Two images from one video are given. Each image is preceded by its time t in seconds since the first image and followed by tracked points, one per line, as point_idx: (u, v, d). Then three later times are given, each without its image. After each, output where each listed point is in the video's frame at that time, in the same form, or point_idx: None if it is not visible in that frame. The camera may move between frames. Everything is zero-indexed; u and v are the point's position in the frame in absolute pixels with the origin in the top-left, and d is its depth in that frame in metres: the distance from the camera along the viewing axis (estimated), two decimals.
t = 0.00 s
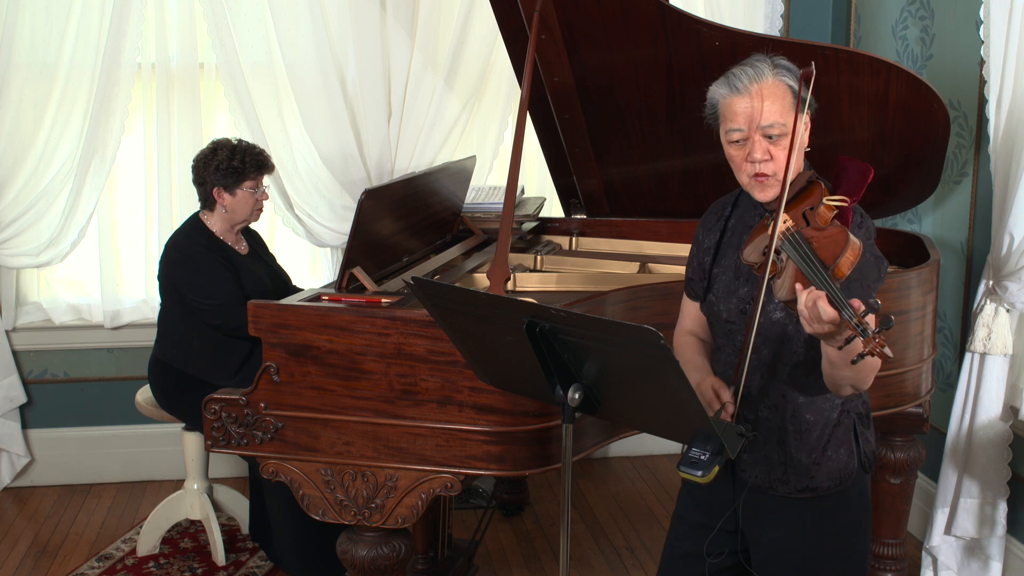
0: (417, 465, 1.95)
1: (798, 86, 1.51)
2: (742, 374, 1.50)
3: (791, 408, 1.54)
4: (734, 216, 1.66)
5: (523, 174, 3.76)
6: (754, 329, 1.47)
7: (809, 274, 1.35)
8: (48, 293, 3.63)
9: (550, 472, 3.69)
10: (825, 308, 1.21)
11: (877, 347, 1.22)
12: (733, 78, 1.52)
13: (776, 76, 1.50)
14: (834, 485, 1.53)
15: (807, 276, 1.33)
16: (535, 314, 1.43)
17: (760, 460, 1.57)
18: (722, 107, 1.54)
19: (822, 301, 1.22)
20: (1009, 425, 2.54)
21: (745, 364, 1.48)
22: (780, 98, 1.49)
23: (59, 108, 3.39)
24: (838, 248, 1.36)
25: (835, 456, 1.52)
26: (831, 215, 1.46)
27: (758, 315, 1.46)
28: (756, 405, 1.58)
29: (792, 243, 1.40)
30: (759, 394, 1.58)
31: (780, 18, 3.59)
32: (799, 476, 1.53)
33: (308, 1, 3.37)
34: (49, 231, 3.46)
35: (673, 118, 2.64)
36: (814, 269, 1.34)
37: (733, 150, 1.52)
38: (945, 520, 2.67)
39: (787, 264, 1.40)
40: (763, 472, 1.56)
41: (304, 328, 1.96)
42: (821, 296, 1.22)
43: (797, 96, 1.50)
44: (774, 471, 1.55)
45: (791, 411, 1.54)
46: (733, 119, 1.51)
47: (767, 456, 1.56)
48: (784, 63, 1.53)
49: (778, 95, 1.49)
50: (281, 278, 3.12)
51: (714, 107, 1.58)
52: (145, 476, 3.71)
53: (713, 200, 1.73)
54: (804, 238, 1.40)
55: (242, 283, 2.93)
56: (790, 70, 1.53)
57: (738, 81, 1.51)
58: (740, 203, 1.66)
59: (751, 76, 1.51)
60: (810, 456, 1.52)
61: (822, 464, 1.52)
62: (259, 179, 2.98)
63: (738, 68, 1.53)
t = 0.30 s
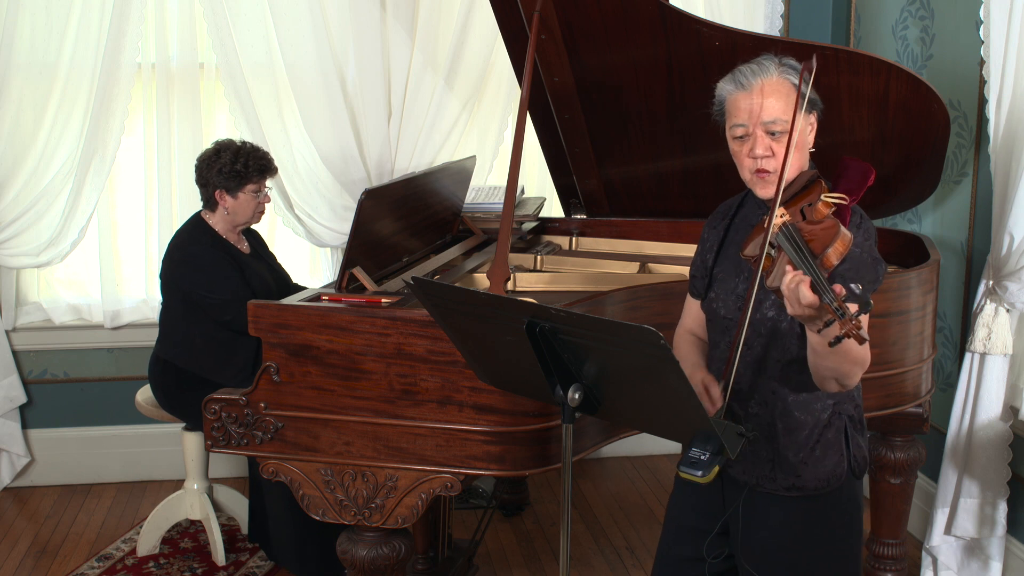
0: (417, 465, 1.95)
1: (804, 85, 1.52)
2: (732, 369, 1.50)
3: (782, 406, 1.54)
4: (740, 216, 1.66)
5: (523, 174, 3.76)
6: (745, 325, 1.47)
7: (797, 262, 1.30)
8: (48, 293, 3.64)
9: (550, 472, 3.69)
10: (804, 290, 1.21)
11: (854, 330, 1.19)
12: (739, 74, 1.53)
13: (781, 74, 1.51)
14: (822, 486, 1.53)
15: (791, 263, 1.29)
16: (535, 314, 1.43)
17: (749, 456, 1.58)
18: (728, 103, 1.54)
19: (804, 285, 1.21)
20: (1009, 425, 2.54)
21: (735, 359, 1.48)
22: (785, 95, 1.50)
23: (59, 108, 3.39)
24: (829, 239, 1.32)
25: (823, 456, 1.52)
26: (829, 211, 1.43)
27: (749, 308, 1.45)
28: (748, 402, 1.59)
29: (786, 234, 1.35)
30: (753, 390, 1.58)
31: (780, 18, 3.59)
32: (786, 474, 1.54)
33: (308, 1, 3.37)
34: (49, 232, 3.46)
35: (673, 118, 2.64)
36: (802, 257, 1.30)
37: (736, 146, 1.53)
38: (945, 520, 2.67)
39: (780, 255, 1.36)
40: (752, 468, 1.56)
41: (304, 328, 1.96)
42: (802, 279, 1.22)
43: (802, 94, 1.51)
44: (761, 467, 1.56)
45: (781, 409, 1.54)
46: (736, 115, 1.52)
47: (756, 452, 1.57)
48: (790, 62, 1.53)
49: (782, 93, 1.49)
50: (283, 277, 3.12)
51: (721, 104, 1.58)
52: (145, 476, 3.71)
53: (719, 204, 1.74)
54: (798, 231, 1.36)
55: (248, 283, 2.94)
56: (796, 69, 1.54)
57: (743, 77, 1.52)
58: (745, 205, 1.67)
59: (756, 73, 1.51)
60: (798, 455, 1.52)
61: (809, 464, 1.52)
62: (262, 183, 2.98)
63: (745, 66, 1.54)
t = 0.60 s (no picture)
0: (417, 465, 1.95)
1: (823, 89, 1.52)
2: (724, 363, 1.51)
3: (773, 405, 1.56)
4: (750, 215, 1.66)
5: (523, 174, 3.76)
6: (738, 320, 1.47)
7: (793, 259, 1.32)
8: (48, 293, 3.64)
9: (550, 472, 3.69)
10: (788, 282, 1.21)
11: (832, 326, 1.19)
12: (759, 72, 1.53)
13: (801, 76, 1.51)
14: (808, 490, 1.53)
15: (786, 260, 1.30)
16: (535, 314, 1.43)
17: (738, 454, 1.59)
18: (745, 100, 1.55)
19: (792, 280, 1.20)
20: (1009, 425, 2.54)
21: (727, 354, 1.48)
22: (802, 97, 1.50)
23: (59, 108, 3.39)
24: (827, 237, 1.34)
25: (811, 460, 1.53)
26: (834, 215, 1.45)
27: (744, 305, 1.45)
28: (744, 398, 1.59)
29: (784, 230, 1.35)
30: (744, 388, 1.60)
31: (780, 18, 3.59)
32: (772, 474, 1.55)
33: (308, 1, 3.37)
34: (49, 232, 3.46)
35: (673, 118, 2.64)
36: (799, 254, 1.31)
37: (749, 143, 1.54)
38: (945, 520, 2.67)
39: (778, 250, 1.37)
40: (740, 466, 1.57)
41: (304, 328, 1.96)
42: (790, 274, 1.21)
43: (820, 96, 1.51)
44: (749, 465, 1.57)
45: (772, 408, 1.56)
46: (753, 112, 1.52)
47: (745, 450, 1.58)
48: (811, 64, 1.53)
49: (800, 94, 1.50)
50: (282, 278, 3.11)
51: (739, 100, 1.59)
52: (145, 476, 3.71)
53: (731, 204, 1.73)
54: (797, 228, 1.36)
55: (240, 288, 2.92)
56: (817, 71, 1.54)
57: (763, 75, 1.53)
58: (756, 205, 1.67)
59: (777, 72, 1.52)
60: (787, 455, 1.53)
61: (796, 465, 1.53)
62: (264, 186, 2.96)
63: (766, 64, 1.54)
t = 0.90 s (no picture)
0: (417, 465, 1.95)
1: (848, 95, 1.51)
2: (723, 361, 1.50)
3: (769, 407, 1.56)
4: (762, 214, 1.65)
5: (523, 174, 3.76)
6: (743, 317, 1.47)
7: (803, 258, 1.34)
8: (48, 293, 3.64)
9: (550, 472, 3.69)
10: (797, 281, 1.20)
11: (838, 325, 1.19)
12: (786, 71, 1.51)
13: (828, 79, 1.49)
14: (797, 492, 1.54)
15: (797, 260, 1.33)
16: (535, 313, 1.43)
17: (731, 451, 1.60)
18: (770, 98, 1.53)
19: (804, 277, 1.19)
20: (1009, 425, 2.54)
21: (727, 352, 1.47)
22: (827, 100, 1.48)
23: (59, 108, 3.39)
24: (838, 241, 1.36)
25: (803, 463, 1.54)
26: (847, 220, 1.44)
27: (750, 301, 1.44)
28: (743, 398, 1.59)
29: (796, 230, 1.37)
30: (740, 386, 1.60)
31: (780, 18, 3.59)
32: (763, 474, 1.56)
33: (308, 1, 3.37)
34: (49, 232, 3.46)
35: (673, 117, 2.64)
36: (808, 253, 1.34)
37: (769, 141, 1.52)
38: (945, 520, 2.67)
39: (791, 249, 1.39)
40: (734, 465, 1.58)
41: (304, 328, 1.96)
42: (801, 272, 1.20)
43: (845, 101, 1.49)
44: (742, 463, 1.58)
45: (769, 410, 1.56)
46: (776, 111, 1.50)
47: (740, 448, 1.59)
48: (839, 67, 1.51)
49: (825, 97, 1.48)
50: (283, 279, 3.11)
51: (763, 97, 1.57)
52: (145, 476, 3.71)
53: (743, 201, 1.73)
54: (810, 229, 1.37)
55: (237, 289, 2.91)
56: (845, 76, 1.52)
57: (789, 75, 1.51)
58: (769, 204, 1.66)
59: (804, 73, 1.50)
60: (780, 456, 1.54)
61: (788, 467, 1.54)
62: (267, 183, 2.98)
63: (794, 64, 1.52)
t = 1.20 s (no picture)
0: (417, 465, 1.95)
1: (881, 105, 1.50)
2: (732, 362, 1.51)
3: (769, 406, 1.56)
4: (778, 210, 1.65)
5: (522, 174, 3.76)
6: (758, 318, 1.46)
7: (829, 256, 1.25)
8: (48, 293, 3.64)
9: (550, 472, 3.70)
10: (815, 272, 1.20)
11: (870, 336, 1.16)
12: (821, 73, 1.50)
13: (862, 85, 1.48)
14: (791, 491, 1.54)
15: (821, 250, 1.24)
16: (535, 313, 1.43)
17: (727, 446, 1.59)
18: (801, 98, 1.52)
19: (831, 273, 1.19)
20: (1009, 425, 2.54)
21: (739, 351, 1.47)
22: (858, 106, 1.47)
23: (59, 108, 3.39)
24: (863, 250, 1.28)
25: (799, 462, 1.54)
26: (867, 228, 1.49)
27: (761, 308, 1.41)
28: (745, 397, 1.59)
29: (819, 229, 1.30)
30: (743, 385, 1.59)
31: (780, 18, 3.59)
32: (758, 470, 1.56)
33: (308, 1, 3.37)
34: (50, 232, 3.46)
35: (673, 117, 2.64)
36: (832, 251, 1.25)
37: (795, 141, 1.52)
38: (945, 520, 2.67)
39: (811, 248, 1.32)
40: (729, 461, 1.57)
41: (304, 328, 1.96)
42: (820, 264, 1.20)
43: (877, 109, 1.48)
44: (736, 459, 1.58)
45: (768, 408, 1.56)
46: (806, 112, 1.49)
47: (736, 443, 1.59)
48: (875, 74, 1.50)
49: (857, 104, 1.47)
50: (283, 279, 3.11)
51: (795, 97, 1.56)
52: (145, 476, 3.71)
53: (762, 194, 1.73)
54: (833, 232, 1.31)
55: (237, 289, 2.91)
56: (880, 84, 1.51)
57: (824, 77, 1.49)
58: (786, 200, 1.66)
59: (838, 77, 1.48)
60: (776, 455, 1.55)
61: (784, 466, 1.54)
62: (267, 181, 2.99)
63: (830, 66, 1.51)
